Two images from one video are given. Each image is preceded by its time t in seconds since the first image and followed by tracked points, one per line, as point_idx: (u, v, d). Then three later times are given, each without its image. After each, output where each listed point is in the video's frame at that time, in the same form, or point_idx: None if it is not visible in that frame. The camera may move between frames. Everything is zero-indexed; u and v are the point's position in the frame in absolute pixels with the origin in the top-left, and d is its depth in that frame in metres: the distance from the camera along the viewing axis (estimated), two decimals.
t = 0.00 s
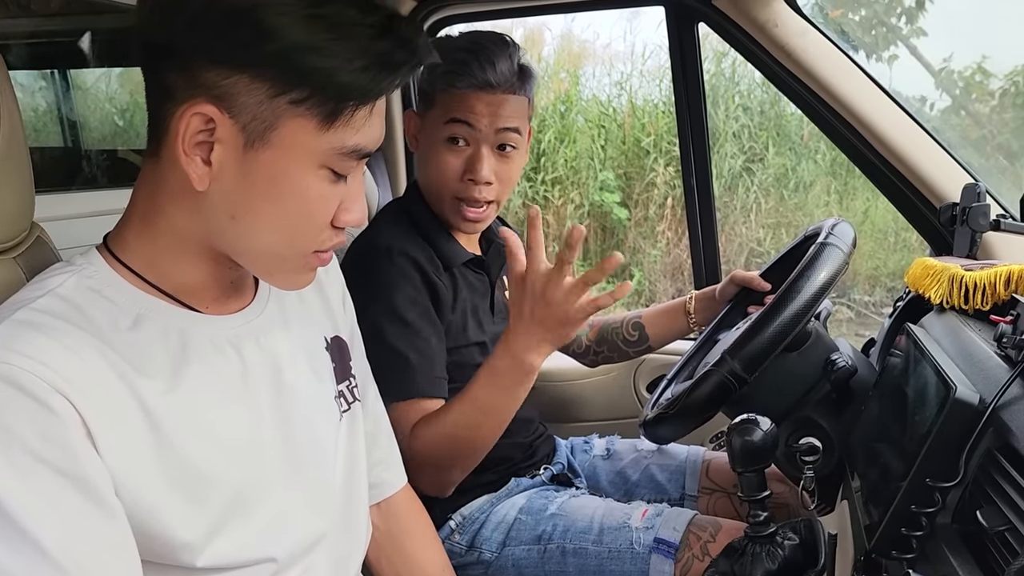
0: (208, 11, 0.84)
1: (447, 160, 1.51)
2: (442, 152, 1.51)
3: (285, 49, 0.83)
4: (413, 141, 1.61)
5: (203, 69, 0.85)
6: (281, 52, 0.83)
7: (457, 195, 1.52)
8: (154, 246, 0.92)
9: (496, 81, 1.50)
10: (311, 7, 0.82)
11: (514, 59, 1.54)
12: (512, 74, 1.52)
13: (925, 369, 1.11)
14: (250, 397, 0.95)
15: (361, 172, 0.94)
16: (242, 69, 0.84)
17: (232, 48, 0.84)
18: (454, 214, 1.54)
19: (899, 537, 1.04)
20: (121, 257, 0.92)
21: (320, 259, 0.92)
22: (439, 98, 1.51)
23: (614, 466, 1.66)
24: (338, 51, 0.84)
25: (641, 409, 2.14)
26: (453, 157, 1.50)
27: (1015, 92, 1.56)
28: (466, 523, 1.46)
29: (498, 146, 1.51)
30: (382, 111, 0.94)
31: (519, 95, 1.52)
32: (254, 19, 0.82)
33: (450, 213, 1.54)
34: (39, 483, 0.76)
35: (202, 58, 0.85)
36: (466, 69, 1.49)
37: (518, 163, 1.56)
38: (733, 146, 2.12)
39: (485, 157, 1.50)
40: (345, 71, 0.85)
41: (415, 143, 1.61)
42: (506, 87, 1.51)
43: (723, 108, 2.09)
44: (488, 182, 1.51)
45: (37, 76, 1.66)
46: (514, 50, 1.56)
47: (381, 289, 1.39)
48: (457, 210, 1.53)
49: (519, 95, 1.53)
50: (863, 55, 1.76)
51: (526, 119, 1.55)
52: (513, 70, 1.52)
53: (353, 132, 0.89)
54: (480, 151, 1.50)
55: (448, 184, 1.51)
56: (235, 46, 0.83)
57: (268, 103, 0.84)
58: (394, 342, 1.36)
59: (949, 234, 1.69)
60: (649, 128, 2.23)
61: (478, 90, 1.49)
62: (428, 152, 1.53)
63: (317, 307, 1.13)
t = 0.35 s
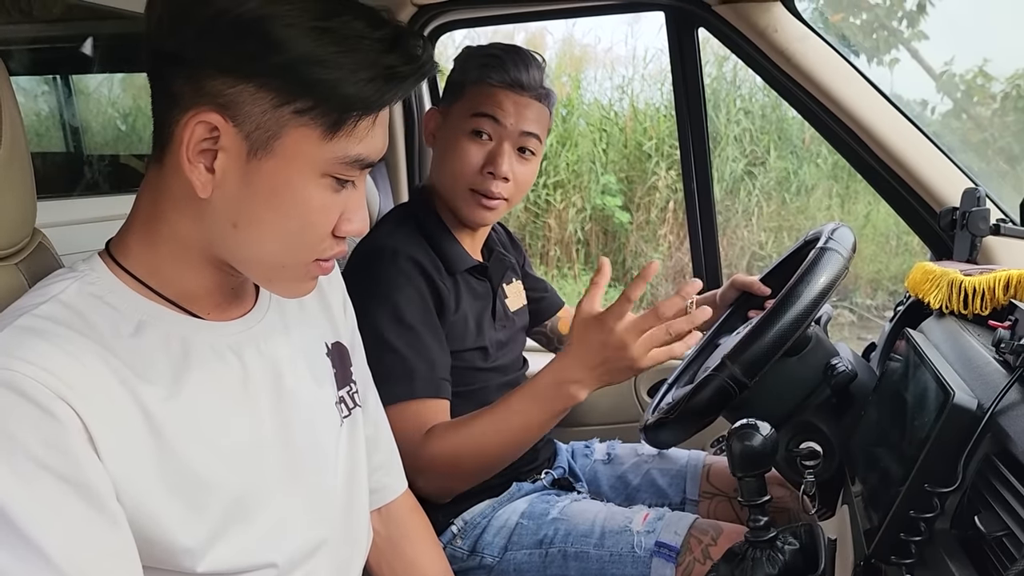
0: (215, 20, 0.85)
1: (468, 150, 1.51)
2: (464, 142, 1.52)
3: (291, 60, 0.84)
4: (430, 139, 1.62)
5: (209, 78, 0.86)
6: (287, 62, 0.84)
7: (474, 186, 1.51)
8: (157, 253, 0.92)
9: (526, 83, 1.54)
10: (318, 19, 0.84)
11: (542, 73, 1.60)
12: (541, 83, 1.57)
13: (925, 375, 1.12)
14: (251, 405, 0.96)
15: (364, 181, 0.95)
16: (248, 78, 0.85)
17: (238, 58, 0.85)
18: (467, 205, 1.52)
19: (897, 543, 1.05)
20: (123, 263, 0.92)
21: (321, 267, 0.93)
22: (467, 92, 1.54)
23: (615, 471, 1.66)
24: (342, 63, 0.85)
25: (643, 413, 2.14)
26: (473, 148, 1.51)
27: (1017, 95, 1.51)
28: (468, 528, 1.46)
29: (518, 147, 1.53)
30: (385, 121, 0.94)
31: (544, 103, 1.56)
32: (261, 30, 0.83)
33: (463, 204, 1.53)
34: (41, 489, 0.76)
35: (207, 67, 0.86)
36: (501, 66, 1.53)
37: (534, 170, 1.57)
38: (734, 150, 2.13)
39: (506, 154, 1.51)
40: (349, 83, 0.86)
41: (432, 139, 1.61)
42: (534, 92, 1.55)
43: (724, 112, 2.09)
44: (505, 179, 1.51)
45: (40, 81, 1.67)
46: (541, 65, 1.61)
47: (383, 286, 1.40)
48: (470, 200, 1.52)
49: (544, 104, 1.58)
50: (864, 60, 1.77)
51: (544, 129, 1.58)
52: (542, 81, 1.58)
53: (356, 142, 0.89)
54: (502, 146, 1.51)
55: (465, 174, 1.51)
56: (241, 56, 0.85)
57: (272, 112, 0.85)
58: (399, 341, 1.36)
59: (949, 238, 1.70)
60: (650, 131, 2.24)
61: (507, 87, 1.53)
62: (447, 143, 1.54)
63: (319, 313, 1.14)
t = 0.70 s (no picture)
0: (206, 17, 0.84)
1: (472, 160, 1.52)
2: (468, 150, 1.52)
3: (284, 51, 0.84)
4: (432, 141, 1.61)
5: (201, 73, 0.86)
6: (279, 54, 0.84)
7: (477, 195, 1.52)
8: (157, 252, 0.92)
9: (529, 88, 1.54)
10: (310, 9, 0.84)
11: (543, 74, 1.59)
12: (544, 87, 1.57)
13: (927, 376, 1.11)
14: (252, 404, 0.96)
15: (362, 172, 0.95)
16: (239, 71, 0.85)
17: (231, 53, 0.84)
18: (471, 214, 1.54)
19: (899, 543, 1.04)
20: (125, 263, 0.92)
21: (324, 261, 0.93)
22: (469, 101, 1.54)
23: (616, 471, 1.66)
24: (335, 51, 0.85)
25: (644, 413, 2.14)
26: (476, 158, 1.52)
27: (1019, 95, 1.49)
28: (469, 529, 1.46)
29: (522, 156, 1.54)
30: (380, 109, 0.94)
31: (547, 108, 1.56)
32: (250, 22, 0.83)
33: (467, 213, 1.54)
34: (43, 489, 0.76)
35: (199, 63, 0.86)
36: (503, 73, 1.53)
37: (537, 176, 1.58)
38: (735, 150, 2.11)
39: (510, 164, 1.52)
40: (343, 70, 0.86)
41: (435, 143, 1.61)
42: (537, 98, 1.55)
43: (725, 112, 2.08)
44: (510, 188, 1.52)
45: (41, 81, 1.67)
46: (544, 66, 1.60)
47: (402, 273, 1.40)
48: (474, 210, 1.53)
49: (547, 107, 1.58)
50: (866, 60, 1.77)
51: (547, 133, 1.58)
52: (545, 85, 1.57)
53: (351, 130, 0.89)
54: (506, 155, 1.52)
55: (469, 184, 1.52)
56: (233, 51, 0.84)
57: (267, 104, 0.85)
58: (414, 333, 1.37)
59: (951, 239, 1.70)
60: (651, 132, 2.25)
61: (510, 94, 1.52)
62: (450, 152, 1.54)
63: (319, 312, 1.14)
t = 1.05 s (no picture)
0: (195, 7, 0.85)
1: (473, 159, 1.52)
2: (468, 150, 1.52)
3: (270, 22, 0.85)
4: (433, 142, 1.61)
5: (195, 61, 0.86)
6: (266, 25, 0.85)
7: (478, 194, 1.52)
8: (161, 248, 0.92)
9: (530, 89, 1.55)
10: None
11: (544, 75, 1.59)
12: (544, 88, 1.57)
13: (926, 376, 1.12)
14: (253, 402, 0.96)
15: (365, 146, 0.95)
16: (229, 51, 0.86)
17: (221, 34, 0.85)
18: (472, 213, 1.53)
19: (899, 542, 1.05)
20: (128, 263, 0.93)
21: (322, 252, 0.93)
22: (469, 101, 1.54)
23: (616, 469, 1.66)
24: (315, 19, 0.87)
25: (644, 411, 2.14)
26: (476, 158, 1.52)
27: (1018, 95, 1.50)
28: (470, 527, 1.47)
29: (522, 155, 1.54)
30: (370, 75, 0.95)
31: (548, 109, 1.57)
32: None
33: (468, 212, 1.53)
34: (44, 486, 0.77)
35: (194, 49, 0.86)
36: (504, 74, 1.53)
37: (537, 175, 1.58)
38: (735, 150, 2.12)
39: (510, 162, 1.52)
40: (325, 38, 0.87)
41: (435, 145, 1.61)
42: (537, 98, 1.55)
43: (725, 111, 2.08)
44: (510, 187, 1.52)
45: (43, 81, 1.67)
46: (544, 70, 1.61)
47: (405, 271, 1.40)
48: (475, 209, 1.53)
49: (547, 107, 1.58)
50: (866, 59, 1.77)
51: (548, 134, 1.58)
52: (546, 86, 1.58)
53: (349, 95, 0.90)
54: (506, 155, 1.52)
55: (470, 182, 1.52)
56: (221, 31, 0.85)
57: (263, 80, 0.86)
58: (417, 331, 1.37)
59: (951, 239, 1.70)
60: (651, 131, 2.27)
61: (511, 94, 1.53)
62: (450, 151, 1.54)
63: (319, 309, 1.14)
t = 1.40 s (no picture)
0: (184, 2, 0.85)
1: (472, 164, 1.51)
2: (467, 155, 1.52)
3: (261, 9, 0.86)
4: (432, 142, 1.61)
5: (184, 54, 0.86)
6: (256, 13, 0.85)
7: (478, 199, 1.52)
8: (161, 245, 0.92)
9: (530, 92, 1.53)
10: None
11: (545, 75, 1.57)
12: (545, 89, 1.55)
13: (927, 374, 1.12)
14: (254, 398, 0.96)
15: (363, 134, 0.95)
16: (219, 44, 0.86)
17: (206, 24, 0.85)
18: (472, 216, 1.54)
19: (902, 540, 1.04)
20: (130, 260, 0.92)
21: (328, 237, 0.93)
22: (466, 104, 1.53)
23: (619, 468, 1.66)
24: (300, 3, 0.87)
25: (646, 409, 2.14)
26: (476, 162, 1.51)
27: (1021, 93, 1.51)
28: (473, 525, 1.47)
29: (523, 159, 1.53)
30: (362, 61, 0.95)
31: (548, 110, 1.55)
32: None
33: (468, 215, 1.54)
34: (44, 480, 0.77)
35: (183, 43, 0.86)
36: (503, 78, 1.52)
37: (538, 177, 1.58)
38: (738, 147, 2.12)
39: (510, 167, 1.51)
40: (314, 22, 0.87)
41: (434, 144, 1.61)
42: (538, 100, 1.53)
43: (728, 109, 2.08)
44: (510, 192, 1.51)
45: (45, 79, 1.68)
46: (545, 69, 1.60)
47: (408, 273, 1.40)
48: (475, 212, 1.53)
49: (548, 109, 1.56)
50: (869, 57, 1.77)
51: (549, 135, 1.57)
52: (546, 87, 1.56)
53: (341, 83, 0.90)
54: (506, 159, 1.51)
55: (469, 187, 1.51)
56: (208, 21, 0.85)
57: (254, 71, 0.86)
58: (420, 334, 1.37)
59: (955, 237, 1.70)
60: (654, 129, 2.25)
61: (510, 98, 1.51)
62: (449, 155, 1.54)
63: (319, 307, 1.14)
